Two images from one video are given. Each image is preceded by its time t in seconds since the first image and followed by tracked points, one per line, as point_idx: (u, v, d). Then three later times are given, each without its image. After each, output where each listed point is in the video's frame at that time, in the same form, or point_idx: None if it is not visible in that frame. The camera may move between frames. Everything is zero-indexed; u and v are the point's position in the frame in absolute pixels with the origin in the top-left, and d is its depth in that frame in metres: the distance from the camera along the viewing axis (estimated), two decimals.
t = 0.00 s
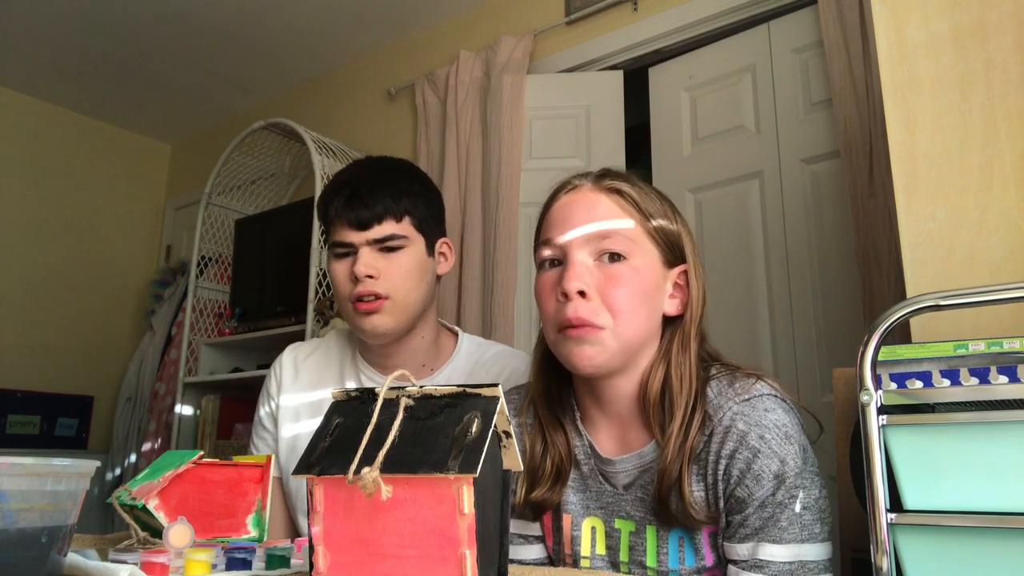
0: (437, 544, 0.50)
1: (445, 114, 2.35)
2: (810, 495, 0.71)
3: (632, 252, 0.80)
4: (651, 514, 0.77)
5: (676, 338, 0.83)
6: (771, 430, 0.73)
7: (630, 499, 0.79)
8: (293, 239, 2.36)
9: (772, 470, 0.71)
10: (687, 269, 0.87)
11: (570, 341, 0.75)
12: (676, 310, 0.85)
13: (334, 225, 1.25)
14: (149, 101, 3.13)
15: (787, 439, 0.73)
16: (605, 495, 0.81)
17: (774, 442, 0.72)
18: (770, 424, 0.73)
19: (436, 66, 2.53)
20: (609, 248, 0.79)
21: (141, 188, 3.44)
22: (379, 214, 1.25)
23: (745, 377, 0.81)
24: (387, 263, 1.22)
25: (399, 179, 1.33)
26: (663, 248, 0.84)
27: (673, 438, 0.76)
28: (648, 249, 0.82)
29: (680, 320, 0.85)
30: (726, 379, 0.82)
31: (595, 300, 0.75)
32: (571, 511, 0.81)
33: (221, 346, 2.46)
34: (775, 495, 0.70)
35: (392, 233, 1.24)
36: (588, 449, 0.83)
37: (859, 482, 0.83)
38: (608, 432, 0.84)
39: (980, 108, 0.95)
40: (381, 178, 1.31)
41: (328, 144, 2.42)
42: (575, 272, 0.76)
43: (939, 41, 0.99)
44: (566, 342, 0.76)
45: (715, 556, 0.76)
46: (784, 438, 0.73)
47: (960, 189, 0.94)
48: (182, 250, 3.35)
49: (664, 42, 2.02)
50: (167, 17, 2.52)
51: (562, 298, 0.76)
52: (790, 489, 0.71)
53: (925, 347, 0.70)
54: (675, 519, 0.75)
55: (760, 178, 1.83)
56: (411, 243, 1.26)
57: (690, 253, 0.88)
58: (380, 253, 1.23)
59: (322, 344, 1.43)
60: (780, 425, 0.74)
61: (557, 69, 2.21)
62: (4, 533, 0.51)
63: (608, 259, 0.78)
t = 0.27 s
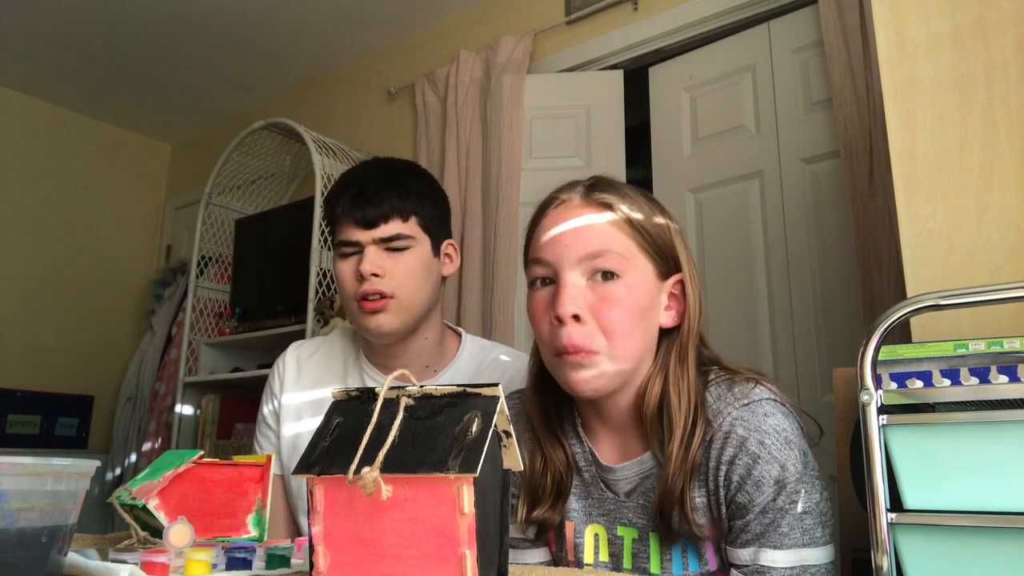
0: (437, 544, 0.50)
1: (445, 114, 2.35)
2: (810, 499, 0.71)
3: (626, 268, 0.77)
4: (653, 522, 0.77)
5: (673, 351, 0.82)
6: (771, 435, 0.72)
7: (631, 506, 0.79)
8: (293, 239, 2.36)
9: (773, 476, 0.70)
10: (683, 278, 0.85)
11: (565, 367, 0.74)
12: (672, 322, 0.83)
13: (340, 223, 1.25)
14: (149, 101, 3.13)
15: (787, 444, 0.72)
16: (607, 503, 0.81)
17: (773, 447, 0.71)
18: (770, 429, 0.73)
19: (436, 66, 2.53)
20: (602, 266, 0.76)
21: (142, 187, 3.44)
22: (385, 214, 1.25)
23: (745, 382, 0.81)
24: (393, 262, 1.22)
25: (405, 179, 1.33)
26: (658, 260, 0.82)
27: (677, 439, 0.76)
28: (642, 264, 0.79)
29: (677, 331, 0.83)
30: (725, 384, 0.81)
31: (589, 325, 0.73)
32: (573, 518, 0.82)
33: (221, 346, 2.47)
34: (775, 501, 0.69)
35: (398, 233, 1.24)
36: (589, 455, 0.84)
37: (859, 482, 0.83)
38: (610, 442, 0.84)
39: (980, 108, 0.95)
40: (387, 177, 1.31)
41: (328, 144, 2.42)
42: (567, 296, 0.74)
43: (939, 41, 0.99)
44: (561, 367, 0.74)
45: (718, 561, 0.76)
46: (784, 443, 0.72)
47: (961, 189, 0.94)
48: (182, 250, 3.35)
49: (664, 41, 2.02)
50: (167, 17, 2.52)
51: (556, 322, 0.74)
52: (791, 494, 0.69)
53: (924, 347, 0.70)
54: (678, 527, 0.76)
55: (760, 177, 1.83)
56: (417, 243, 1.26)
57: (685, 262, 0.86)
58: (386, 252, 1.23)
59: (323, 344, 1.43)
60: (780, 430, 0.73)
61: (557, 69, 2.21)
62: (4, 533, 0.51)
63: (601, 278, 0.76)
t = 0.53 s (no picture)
0: (437, 544, 0.50)
1: (445, 114, 2.35)
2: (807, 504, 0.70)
3: (628, 263, 0.77)
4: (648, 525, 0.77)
5: (672, 350, 0.81)
6: (768, 439, 0.72)
7: (627, 509, 0.80)
8: (293, 238, 2.36)
9: (769, 480, 0.69)
10: (685, 279, 0.84)
11: (561, 358, 0.73)
12: (672, 322, 0.82)
13: (344, 222, 1.24)
14: (149, 101, 3.13)
15: (784, 448, 0.71)
16: (603, 506, 0.81)
17: (770, 451, 0.71)
18: (766, 433, 0.72)
19: (436, 66, 2.53)
20: (604, 259, 0.76)
21: (142, 187, 3.44)
22: (390, 213, 1.25)
23: (740, 383, 0.80)
24: (398, 263, 1.22)
25: (411, 179, 1.32)
26: (661, 258, 0.81)
27: (673, 444, 0.76)
28: (644, 260, 0.79)
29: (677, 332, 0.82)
30: (721, 386, 0.81)
31: (588, 316, 0.73)
32: (569, 521, 0.82)
33: (221, 346, 2.47)
34: (772, 506, 0.69)
35: (403, 234, 1.24)
36: (584, 457, 0.84)
37: (859, 482, 0.83)
38: (605, 443, 0.84)
39: (980, 108, 0.95)
40: (392, 177, 1.31)
41: (328, 144, 2.42)
42: (568, 287, 0.74)
43: (940, 41, 0.99)
44: (557, 358, 0.73)
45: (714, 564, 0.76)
46: (782, 447, 0.71)
47: (961, 189, 0.94)
48: (182, 250, 3.35)
49: (664, 41, 2.02)
50: (167, 16, 2.52)
51: (555, 312, 0.73)
52: (788, 499, 0.69)
53: (925, 347, 0.70)
54: (673, 530, 0.76)
55: (760, 177, 1.83)
56: (422, 244, 1.26)
57: (688, 263, 0.85)
58: (391, 252, 1.23)
59: (325, 341, 1.43)
60: (777, 433, 0.72)
61: (557, 69, 2.21)
62: (4, 533, 0.51)
63: (603, 271, 0.75)
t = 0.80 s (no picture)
0: (437, 544, 0.50)
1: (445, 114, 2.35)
2: (807, 506, 0.68)
3: (647, 233, 0.79)
4: (642, 520, 0.76)
5: (681, 337, 0.81)
6: (768, 440, 0.70)
7: (620, 505, 0.77)
8: (293, 239, 2.36)
9: (769, 482, 0.68)
10: (700, 272, 0.85)
11: (568, 306, 0.73)
12: (684, 308, 0.83)
13: (346, 223, 1.25)
14: (149, 101, 3.13)
15: (785, 449, 0.70)
16: (595, 501, 0.79)
17: (771, 452, 0.69)
18: (767, 434, 0.70)
19: (435, 66, 2.53)
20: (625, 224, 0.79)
21: (141, 187, 3.44)
22: (391, 214, 1.25)
23: (741, 382, 0.79)
24: (399, 264, 1.22)
25: (412, 179, 1.33)
26: (679, 243, 0.84)
27: (665, 435, 0.75)
28: (664, 237, 0.81)
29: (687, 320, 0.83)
30: (721, 383, 0.79)
31: (600, 268, 0.74)
32: (561, 516, 0.80)
33: (221, 346, 2.47)
34: (772, 509, 0.67)
35: (404, 234, 1.24)
36: (579, 450, 0.81)
37: (859, 482, 0.83)
38: (599, 431, 0.82)
39: (980, 108, 0.95)
40: (394, 177, 1.31)
41: (328, 144, 2.42)
42: (585, 241, 0.76)
43: (940, 41, 0.99)
44: (564, 307, 0.74)
45: (707, 565, 0.74)
46: (782, 449, 0.70)
47: (960, 189, 0.94)
48: (182, 250, 3.35)
49: (664, 41, 2.02)
50: (167, 17, 2.52)
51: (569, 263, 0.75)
52: (789, 502, 0.67)
53: (925, 347, 0.70)
54: (667, 523, 0.75)
55: (760, 177, 1.83)
56: (423, 244, 1.26)
57: (705, 259, 0.87)
58: (392, 253, 1.22)
59: (325, 341, 1.43)
60: (778, 435, 0.71)
61: (557, 69, 2.21)
62: (4, 533, 0.51)
63: (621, 234, 0.78)
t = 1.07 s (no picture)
0: (437, 544, 0.50)
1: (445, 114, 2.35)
2: (813, 506, 0.68)
3: (654, 221, 0.82)
4: (644, 515, 0.75)
5: (686, 331, 0.82)
6: (776, 440, 0.70)
7: (623, 500, 0.77)
8: (293, 239, 2.36)
9: (776, 481, 0.68)
10: (705, 269, 0.86)
11: (572, 278, 0.75)
12: (689, 299, 0.83)
13: (344, 224, 1.25)
14: (149, 101, 3.13)
15: (792, 449, 0.70)
16: (598, 496, 0.79)
17: (779, 451, 0.69)
18: (775, 433, 0.70)
19: (435, 66, 2.53)
20: (632, 212, 0.82)
21: (141, 188, 3.44)
22: (389, 216, 1.25)
23: (748, 380, 0.78)
24: (396, 265, 1.22)
25: (411, 180, 1.33)
26: (686, 237, 0.85)
27: (670, 425, 0.75)
28: (670, 226, 0.83)
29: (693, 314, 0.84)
30: (727, 380, 0.79)
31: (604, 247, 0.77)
32: (563, 510, 0.80)
33: (221, 346, 2.47)
34: (779, 509, 0.67)
35: (403, 235, 1.24)
36: (583, 445, 0.81)
37: (859, 482, 0.83)
38: (601, 424, 0.81)
39: (981, 108, 0.95)
40: (393, 177, 1.32)
41: (328, 144, 2.42)
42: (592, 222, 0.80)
43: (940, 41, 0.99)
44: (568, 280, 0.76)
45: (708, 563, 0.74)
46: (790, 449, 0.70)
47: (960, 190, 0.94)
48: (182, 250, 3.35)
49: (664, 41, 2.02)
50: (167, 17, 2.52)
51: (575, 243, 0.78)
52: (796, 503, 0.67)
53: (925, 347, 0.70)
54: (670, 519, 0.75)
55: (760, 178, 1.83)
56: (421, 246, 1.26)
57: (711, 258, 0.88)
58: (390, 255, 1.22)
59: (323, 344, 1.43)
60: (785, 434, 0.70)
61: (557, 69, 2.21)
62: (4, 533, 0.51)
63: (628, 220, 0.81)
